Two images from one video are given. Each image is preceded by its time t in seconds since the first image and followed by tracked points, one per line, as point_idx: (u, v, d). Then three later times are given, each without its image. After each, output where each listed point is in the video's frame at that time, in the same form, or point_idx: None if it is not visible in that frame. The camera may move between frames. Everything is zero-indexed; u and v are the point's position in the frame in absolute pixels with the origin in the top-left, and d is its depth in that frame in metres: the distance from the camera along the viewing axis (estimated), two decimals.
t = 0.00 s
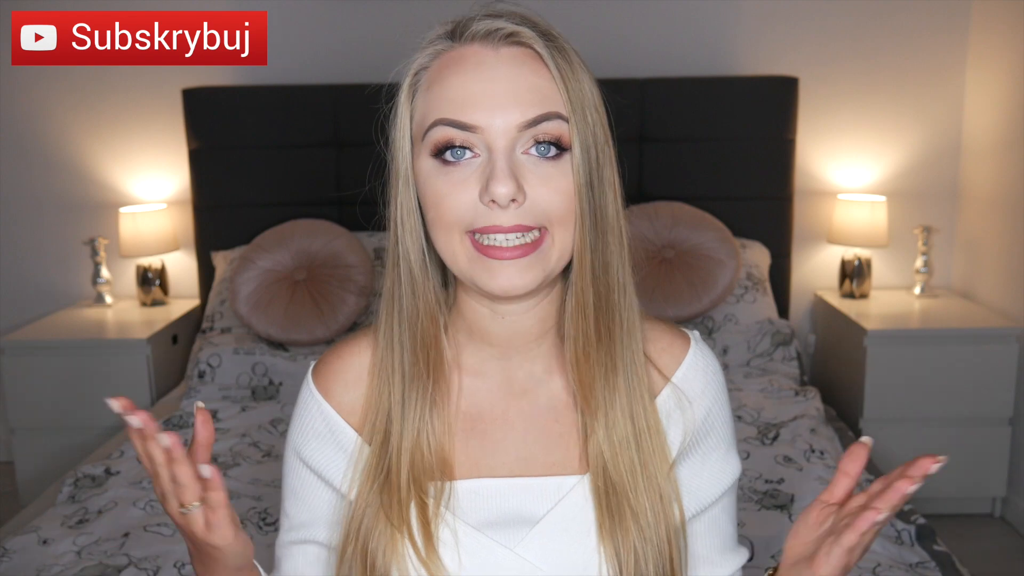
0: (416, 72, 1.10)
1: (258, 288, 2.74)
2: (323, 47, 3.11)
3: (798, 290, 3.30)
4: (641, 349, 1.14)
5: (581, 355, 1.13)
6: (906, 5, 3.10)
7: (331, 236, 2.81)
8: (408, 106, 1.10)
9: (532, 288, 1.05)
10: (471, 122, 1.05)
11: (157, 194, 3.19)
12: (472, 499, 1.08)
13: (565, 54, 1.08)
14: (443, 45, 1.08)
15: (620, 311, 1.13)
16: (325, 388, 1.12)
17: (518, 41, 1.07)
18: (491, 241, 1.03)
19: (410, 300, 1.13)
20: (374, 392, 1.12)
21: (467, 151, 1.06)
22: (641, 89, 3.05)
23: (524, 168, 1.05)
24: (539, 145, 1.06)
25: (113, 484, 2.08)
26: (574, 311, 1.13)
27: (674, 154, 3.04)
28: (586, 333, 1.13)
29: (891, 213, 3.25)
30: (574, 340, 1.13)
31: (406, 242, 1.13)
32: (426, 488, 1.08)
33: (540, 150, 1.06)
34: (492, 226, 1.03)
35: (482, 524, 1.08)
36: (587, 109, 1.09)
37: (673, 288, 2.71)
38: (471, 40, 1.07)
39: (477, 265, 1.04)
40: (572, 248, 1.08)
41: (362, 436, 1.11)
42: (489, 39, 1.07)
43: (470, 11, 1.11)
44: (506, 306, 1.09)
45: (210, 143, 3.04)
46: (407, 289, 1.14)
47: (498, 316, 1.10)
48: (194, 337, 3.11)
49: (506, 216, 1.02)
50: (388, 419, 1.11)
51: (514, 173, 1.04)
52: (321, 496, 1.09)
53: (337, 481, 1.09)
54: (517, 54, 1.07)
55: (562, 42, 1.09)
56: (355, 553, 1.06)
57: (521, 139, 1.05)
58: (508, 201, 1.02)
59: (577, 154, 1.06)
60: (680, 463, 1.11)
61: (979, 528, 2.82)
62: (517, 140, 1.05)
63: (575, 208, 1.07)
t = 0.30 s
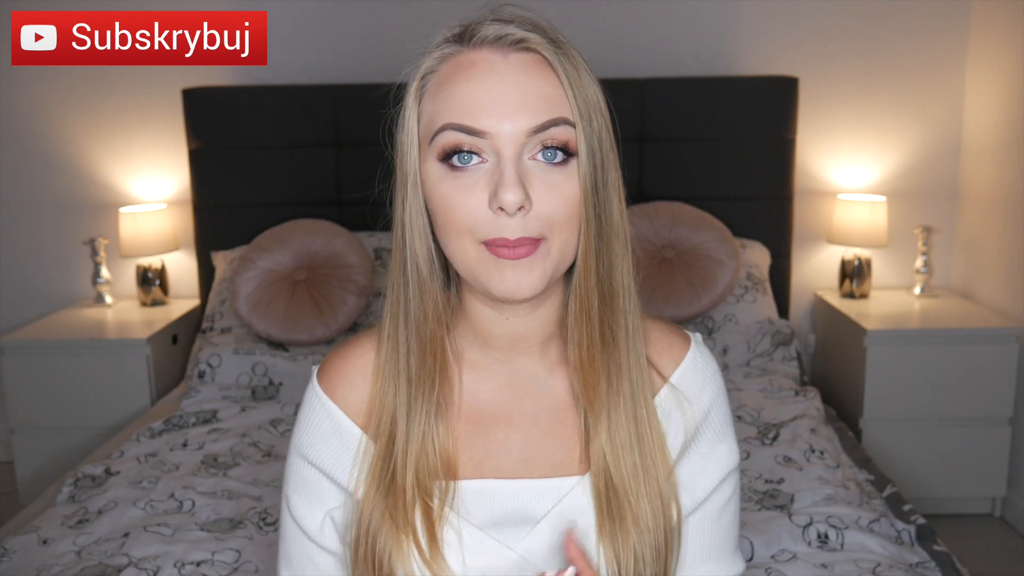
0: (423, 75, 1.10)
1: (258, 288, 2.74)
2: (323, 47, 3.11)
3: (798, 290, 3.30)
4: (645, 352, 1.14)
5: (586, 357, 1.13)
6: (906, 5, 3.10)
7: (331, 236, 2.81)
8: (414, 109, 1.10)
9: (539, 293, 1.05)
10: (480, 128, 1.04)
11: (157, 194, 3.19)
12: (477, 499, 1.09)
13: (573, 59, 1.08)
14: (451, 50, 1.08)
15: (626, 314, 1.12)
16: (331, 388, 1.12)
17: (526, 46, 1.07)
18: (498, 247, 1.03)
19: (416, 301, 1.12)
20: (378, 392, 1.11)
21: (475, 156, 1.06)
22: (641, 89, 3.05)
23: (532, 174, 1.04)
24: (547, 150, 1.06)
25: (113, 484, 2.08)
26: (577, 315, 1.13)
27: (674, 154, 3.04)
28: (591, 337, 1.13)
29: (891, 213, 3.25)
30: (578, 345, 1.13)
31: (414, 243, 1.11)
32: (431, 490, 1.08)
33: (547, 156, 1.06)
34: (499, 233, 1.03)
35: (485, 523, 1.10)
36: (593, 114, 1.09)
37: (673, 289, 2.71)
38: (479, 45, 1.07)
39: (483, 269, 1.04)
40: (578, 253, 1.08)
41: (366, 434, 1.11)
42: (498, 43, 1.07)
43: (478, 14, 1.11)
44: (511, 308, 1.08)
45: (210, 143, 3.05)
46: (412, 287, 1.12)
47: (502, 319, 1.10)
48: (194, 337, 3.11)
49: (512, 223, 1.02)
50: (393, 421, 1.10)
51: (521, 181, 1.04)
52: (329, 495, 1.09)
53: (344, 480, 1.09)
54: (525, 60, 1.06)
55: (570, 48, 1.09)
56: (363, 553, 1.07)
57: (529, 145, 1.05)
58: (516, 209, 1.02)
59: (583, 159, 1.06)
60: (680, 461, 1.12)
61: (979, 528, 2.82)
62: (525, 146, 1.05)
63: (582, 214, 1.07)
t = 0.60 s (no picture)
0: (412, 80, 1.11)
1: (258, 288, 2.74)
2: (323, 47, 3.11)
3: (798, 290, 3.30)
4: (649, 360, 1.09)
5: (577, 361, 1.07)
6: (906, 5, 3.10)
7: (331, 236, 2.81)
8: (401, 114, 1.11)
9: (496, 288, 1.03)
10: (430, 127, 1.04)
11: (157, 194, 3.19)
12: (479, 501, 1.08)
13: (539, 56, 1.02)
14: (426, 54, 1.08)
15: (612, 314, 1.06)
16: (346, 378, 1.13)
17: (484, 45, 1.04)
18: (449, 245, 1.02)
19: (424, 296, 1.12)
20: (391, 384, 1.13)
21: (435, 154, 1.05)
22: (641, 89, 3.04)
23: (474, 171, 1.02)
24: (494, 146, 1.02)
25: (113, 484, 2.08)
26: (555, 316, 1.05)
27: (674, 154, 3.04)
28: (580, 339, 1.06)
29: (891, 213, 3.25)
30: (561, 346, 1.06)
31: (411, 238, 1.12)
32: (437, 482, 1.08)
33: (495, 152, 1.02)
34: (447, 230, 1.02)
35: (487, 526, 1.08)
36: (558, 101, 1.01)
37: (673, 288, 2.71)
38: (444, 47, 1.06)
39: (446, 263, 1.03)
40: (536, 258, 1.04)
41: (377, 425, 1.11)
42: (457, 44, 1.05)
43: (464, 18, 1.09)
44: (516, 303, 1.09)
45: (210, 143, 3.04)
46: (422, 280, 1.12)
47: (507, 317, 1.11)
48: (194, 337, 3.11)
49: (453, 220, 1.01)
50: (403, 409, 1.11)
51: (459, 173, 1.02)
52: (334, 483, 1.09)
53: (352, 468, 1.10)
54: (479, 55, 1.03)
55: (539, 37, 1.03)
56: (363, 544, 1.06)
57: (473, 142, 1.02)
58: (454, 202, 1.01)
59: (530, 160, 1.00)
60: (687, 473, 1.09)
61: (978, 528, 2.82)
62: (469, 143, 1.02)
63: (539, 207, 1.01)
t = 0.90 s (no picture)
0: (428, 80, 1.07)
1: (258, 288, 2.74)
2: (323, 47, 3.11)
3: (798, 290, 3.31)
4: (611, 391, 0.94)
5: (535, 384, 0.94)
6: (906, 5, 3.10)
7: (331, 236, 2.81)
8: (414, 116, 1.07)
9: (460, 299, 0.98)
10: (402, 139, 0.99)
11: (157, 194, 3.19)
12: (470, 492, 1.03)
13: (490, 70, 0.89)
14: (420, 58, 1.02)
15: (555, 340, 0.92)
16: (366, 357, 1.09)
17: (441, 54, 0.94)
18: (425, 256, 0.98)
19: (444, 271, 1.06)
20: (411, 366, 1.09)
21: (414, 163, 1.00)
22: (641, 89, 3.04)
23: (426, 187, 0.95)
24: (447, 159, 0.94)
25: (113, 484, 2.08)
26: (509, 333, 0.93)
27: (674, 154, 3.04)
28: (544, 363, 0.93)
29: (891, 213, 3.25)
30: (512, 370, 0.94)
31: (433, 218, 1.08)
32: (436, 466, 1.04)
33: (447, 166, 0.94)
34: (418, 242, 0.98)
35: (474, 518, 1.02)
36: (497, 109, 0.88)
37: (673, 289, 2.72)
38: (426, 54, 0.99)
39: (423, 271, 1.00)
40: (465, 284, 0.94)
41: (388, 411, 1.07)
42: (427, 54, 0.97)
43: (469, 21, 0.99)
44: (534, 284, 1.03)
45: (210, 143, 3.04)
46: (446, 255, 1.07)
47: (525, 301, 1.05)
48: (194, 336, 3.11)
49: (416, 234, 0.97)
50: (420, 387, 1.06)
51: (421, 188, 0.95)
52: (339, 458, 1.07)
53: (355, 446, 1.06)
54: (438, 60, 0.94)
55: (503, 42, 0.92)
56: (352, 513, 1.03)
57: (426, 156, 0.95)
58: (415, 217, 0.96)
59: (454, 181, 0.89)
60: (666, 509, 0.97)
61: (978, 528, 2.82)
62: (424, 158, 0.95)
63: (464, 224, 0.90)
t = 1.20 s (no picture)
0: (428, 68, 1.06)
1: (258, 288, 2.74)
2: (323, 47, 3.11)
3: (798, 290, 3.31)
4: (610, 388, 0.96)
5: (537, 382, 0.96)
6: (906, 5, 3.10)
7: (331, 235, 2.81)
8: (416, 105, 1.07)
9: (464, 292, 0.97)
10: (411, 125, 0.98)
11: (157, 194, 3.19)
12: (467, 488, 1.04)
13: (508, 64, 0.90)
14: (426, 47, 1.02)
15: (558, 338, 0.93)
16: (354, 363, 1.09)
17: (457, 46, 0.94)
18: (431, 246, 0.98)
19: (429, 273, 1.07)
20: (400, 369, 1.09)
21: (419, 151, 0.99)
22: (641, 89, 3.04)
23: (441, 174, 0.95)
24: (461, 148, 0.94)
25: (113, 484, 2.08)
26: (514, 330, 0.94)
27: (674, 154, 3.05)
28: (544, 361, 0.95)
29: (891, 213, 3.25)
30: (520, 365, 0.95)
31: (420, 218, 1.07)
32: (433, 461, 1.03)
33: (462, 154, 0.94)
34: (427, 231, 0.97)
35: (472, 516, 1.03)
36: (517, 107, 0.88)
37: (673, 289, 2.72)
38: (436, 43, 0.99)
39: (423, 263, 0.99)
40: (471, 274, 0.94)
41: (379, 414, 1.07)
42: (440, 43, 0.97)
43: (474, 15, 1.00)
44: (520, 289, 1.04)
45: (210, 143, 3.04)
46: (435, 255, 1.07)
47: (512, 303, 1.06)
48: (194, 336, 3.11)
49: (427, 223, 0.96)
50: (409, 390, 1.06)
51: (433, 176, 0.95)
52: (333, 466, 1.05)
53: (350, 452, 1.05)
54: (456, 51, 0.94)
55: (522, 39, 0.93)
56: (354, 519, 1.01)
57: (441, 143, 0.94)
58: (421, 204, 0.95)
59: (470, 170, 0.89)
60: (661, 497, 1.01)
61: (979, 528, 2.82)
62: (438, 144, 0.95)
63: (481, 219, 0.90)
